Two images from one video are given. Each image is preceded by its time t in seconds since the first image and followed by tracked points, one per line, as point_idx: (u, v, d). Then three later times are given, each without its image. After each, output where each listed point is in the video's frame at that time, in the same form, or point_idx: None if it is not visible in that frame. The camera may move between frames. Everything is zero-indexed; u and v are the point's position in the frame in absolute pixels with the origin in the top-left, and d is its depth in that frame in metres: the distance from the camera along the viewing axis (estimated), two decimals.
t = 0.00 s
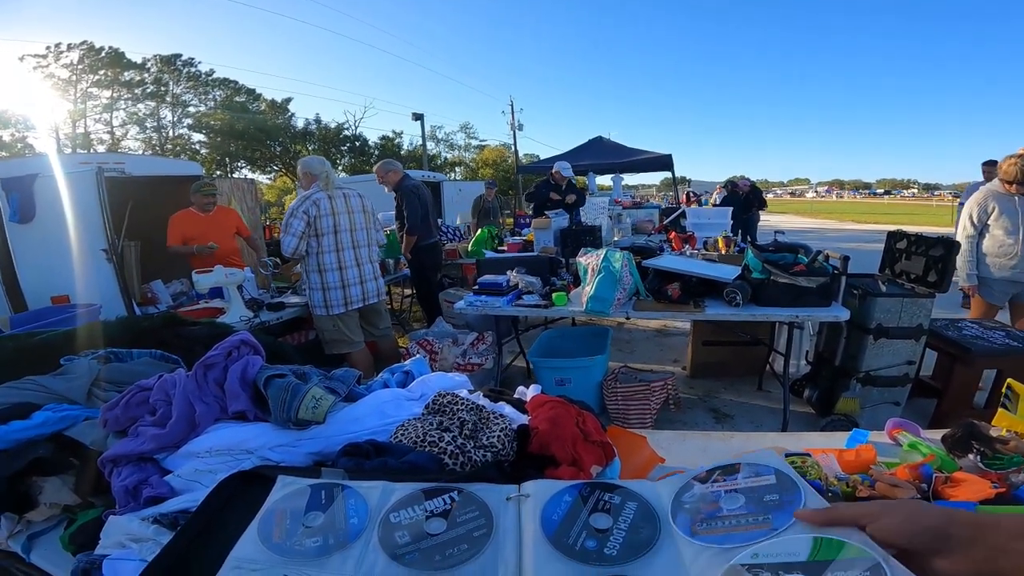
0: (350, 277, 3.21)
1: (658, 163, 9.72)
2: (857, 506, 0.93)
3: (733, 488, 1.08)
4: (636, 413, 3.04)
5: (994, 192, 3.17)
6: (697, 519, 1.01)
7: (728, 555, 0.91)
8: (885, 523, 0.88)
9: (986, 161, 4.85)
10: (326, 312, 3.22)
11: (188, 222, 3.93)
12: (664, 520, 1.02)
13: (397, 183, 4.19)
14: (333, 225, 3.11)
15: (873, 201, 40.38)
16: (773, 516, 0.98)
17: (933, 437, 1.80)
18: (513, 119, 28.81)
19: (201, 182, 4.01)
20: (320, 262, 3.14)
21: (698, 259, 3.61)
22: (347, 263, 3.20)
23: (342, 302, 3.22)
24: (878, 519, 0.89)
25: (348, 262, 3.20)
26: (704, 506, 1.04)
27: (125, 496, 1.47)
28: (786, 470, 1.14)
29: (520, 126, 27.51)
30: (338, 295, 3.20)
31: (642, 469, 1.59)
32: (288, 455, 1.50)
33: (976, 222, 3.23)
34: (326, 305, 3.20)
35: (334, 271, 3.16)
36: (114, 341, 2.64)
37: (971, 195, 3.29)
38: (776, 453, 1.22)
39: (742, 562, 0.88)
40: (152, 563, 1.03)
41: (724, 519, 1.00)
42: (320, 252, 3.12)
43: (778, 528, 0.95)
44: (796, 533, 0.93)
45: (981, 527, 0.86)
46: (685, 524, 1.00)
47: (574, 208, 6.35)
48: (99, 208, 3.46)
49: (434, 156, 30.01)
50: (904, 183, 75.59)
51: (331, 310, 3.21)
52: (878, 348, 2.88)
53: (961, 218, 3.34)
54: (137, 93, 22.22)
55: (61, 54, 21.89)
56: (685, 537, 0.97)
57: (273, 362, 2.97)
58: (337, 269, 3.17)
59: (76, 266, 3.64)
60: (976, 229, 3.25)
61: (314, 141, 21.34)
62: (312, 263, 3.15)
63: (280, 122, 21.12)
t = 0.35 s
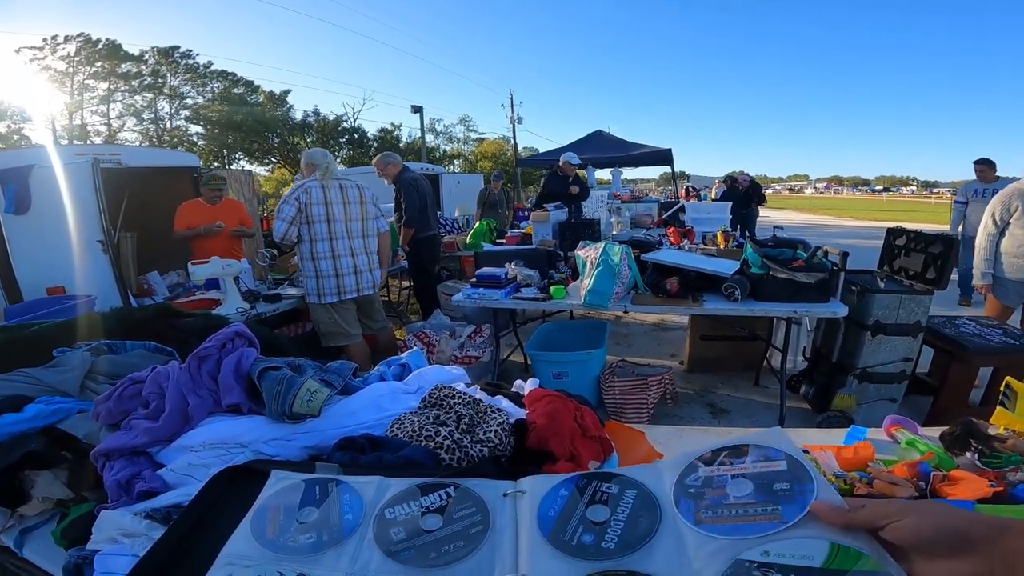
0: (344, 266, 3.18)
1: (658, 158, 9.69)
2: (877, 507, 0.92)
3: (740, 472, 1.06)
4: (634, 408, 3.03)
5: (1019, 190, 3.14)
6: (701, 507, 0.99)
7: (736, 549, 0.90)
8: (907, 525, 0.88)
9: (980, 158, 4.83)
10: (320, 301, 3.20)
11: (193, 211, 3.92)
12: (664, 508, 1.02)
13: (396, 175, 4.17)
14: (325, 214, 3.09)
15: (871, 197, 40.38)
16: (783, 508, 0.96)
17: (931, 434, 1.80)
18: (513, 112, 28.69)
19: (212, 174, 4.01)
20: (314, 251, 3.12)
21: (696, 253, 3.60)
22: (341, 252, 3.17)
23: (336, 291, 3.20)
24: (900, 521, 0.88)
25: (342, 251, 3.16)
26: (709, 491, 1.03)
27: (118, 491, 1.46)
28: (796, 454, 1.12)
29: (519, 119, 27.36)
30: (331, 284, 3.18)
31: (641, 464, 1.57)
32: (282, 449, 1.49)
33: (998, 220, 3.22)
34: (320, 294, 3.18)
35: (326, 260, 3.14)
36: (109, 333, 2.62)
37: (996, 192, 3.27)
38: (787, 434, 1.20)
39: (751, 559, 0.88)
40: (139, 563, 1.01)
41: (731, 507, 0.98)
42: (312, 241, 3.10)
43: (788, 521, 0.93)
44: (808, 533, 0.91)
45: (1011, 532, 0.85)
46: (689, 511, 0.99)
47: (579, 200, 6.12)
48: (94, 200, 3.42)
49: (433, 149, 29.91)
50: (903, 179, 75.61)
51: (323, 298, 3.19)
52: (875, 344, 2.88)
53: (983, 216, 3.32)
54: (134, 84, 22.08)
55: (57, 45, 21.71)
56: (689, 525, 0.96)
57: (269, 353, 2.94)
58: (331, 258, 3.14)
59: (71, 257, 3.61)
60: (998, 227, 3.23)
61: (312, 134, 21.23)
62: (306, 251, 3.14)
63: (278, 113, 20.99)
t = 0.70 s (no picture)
0: (342, 262, 3.17)
1: (657, 154, 9.67)
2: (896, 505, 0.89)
3: (754, 465, 1.06)
4: (634, 404, 3.02)
5: None
6: (712, 497, 0.99)
7: (748, 540, 0.90)
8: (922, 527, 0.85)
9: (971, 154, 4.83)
10: (320, 297, 3.19)
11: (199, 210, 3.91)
12: (672, 496, 1.01)
13: (398, 171, 4.18)
14: (321, 210, 3.08)
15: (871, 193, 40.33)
16: (798, 502, 0.96)
17: (933, 430, 1.79)
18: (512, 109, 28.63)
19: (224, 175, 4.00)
20: (312, 248, 3.12)
21: (696, 249, 3.60)
22: (339, 248, 3.15)
23: (335, 287, 3.19)
24: (916, 521, 0.86)
25: (341, 247, 3.15)
26: (720, 481, 1.03)
27: (118, 489, 1.46)
28: (809, 450, 1.11)
29: (518, 116, 27.31)
30: (331, 280, 3.17)
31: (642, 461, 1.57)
32: (282, 447, 1.49)
33: None
34: (319, 290, 3.18)
35: (324, 257, 3.13)
36: (109, 332, 2.62)
37: None
38: (800, 431, 1.19)
39: (765, 552, 0.87)
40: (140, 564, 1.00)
41: (742, 499, 0.98)
42: (310, 238, 3.10)
43: (802, 515, 0.93)
44: (821, 529, 0.90)
45: None
46: (699, 501, 0.99)
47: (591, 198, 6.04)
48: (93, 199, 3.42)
49: (432, 146, 29.87)
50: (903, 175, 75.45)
51: (324, 294, 3.18)
52: (876, 339, 2.87)
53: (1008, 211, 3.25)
54: (132, 83, 22.05)
55: (55, 44, 21.68)
56: (698, 514, 0.96)
57: (269, 351, 2.94)
58: (329, 254, 3.13)
59: (73, 256, 3.59)
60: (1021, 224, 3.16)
61: (311, 131, 21.19)
62: (304, 248, 3.14)
63: (277, 111, 20.96)
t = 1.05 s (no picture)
0: (343, 273, 3.17)
1: (657, 166, 9.72)
2: (884, 521, 0.89)
3: (748, 486, 1.06)
4: (634, 416, 3.01)
5: None
6: (707, 521, 0.99)
7: (742, 562, 0.89)
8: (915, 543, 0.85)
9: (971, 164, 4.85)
10: (321, 308, 3.20)
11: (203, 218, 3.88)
12: (670, 523, 1.01)
13: (398, 185, 4.19)
14: (320, 223, 3.09)
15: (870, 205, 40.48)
16: (789, 520, 0.95)
17: (934, 441, 1.78)
18: (512, 121, 28.84)
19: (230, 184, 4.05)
20: (312, 259, 3.13)
21: (696, 261, 3.61)
22: (340, 260, 3.16)
23: (336, 298, 3.19)
24: (908, 537, 0.86)
25: (341, 259, 3.16)
26: (715, 505, 1.02)
27: (114, 499, 1.45)
28: (804, 467, 1.11)
29: (518, 127, 27.50)
30: (332, 292, 3.17)
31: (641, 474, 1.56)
32: (280, 459, 1.48)
33: None
34: (321, 301, 3.18)
35: (324, 268, 3.14)
36: (107, 343, 2.61)
37: None
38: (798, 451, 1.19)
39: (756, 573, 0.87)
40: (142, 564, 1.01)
41: (736, 520, 0.98)
42: (310, 251, 3.11)
43: (794, 533, 0.93)
44: (814, 546, 0.90)
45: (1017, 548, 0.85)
46: (694, 526, 0.98)
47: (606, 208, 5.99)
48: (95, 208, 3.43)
49: (433, 157, 30.04)
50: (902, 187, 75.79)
51: (325, 306, 3.18)
52: (876, 351, 2.87)
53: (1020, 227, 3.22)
54: (136, 93, 22.24)
55: (61, 55, 21.90)
56: (694, 540, 0.95)
57: (268, 363, 2.93)
58: (329, 266, 3.14)
59: (74, 265, 3.60)
60: None
61: (312, 142, 21.29)
62: (305, 260, 3.15)
63: (279, 122, 21.10)
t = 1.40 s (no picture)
0: (343, 280, 3.18)
1: (658, 173, 9.76)
2: (883, 529, 0.91)
3: (749, 496, 1.06)
4: (634, 424, 3.00)
5: None
6: (707, 528, 0.98)
7: (743, 566, 0.89)
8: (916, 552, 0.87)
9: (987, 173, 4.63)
10: (322, 315, 3.20)
11: (208, 224, 3.87)
12: (668, 530, 1.00)
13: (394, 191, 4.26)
14: (320, 230, 3.10)
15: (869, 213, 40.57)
16: (791, 528, 0.95)
17: (934, 450, 1.78)
18: (513, 128, 28.96)
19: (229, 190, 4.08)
20: (313, 266, 3.14)
21: (696, 270, 3.61)
22: (340, 267, 3.17)
23: (337, 305, 3.19)
24: (906, 546, 0.87)
25: (341, 266, 3.17)
26: (715, 514, 1.02)
27: (110, 505, 1.44)
28: (805, 481, 1.11)
29: (518, 135, 27.63)
30: (333, 299, 3.18)
31: (639, 483, 1.56)
32: (277, 466, 1.48)
33: None
34: (322, 308, 3.19)
35: (325, 276, 3.15)
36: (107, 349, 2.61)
37: None
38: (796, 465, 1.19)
39: None
40: (140, 568, 1.01)
41: (737, 528, 0.98)
42: (311, 257, 3.12)
43: (796, 540, 0.92)
44: (816, 553, 0.90)
45: (1015, 556, 0.88)
46: (694, 533, 0.98)
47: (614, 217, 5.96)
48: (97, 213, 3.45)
49: (433, 164, 30.15)
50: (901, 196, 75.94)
51: (327, 313, 3.19)
52: (877, 360, 2.87)
53: None
54: (139, 98, 22.35)
55: (65, 60, 22.04)
56: (693, 545, 0.95)
57: (267, 369, 2.93)
58: (330, 273, 3.15)
59: (76, 270, 3.60)
60: None
61: (313, 148, 21.36)
62: (306, 267, 3.16)
63: (281, 128, 21.19)
